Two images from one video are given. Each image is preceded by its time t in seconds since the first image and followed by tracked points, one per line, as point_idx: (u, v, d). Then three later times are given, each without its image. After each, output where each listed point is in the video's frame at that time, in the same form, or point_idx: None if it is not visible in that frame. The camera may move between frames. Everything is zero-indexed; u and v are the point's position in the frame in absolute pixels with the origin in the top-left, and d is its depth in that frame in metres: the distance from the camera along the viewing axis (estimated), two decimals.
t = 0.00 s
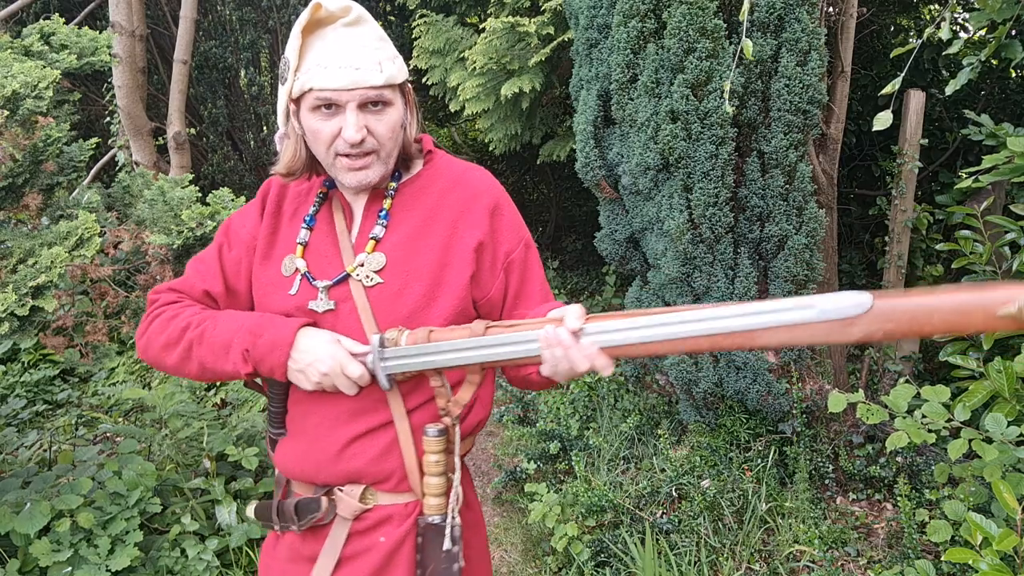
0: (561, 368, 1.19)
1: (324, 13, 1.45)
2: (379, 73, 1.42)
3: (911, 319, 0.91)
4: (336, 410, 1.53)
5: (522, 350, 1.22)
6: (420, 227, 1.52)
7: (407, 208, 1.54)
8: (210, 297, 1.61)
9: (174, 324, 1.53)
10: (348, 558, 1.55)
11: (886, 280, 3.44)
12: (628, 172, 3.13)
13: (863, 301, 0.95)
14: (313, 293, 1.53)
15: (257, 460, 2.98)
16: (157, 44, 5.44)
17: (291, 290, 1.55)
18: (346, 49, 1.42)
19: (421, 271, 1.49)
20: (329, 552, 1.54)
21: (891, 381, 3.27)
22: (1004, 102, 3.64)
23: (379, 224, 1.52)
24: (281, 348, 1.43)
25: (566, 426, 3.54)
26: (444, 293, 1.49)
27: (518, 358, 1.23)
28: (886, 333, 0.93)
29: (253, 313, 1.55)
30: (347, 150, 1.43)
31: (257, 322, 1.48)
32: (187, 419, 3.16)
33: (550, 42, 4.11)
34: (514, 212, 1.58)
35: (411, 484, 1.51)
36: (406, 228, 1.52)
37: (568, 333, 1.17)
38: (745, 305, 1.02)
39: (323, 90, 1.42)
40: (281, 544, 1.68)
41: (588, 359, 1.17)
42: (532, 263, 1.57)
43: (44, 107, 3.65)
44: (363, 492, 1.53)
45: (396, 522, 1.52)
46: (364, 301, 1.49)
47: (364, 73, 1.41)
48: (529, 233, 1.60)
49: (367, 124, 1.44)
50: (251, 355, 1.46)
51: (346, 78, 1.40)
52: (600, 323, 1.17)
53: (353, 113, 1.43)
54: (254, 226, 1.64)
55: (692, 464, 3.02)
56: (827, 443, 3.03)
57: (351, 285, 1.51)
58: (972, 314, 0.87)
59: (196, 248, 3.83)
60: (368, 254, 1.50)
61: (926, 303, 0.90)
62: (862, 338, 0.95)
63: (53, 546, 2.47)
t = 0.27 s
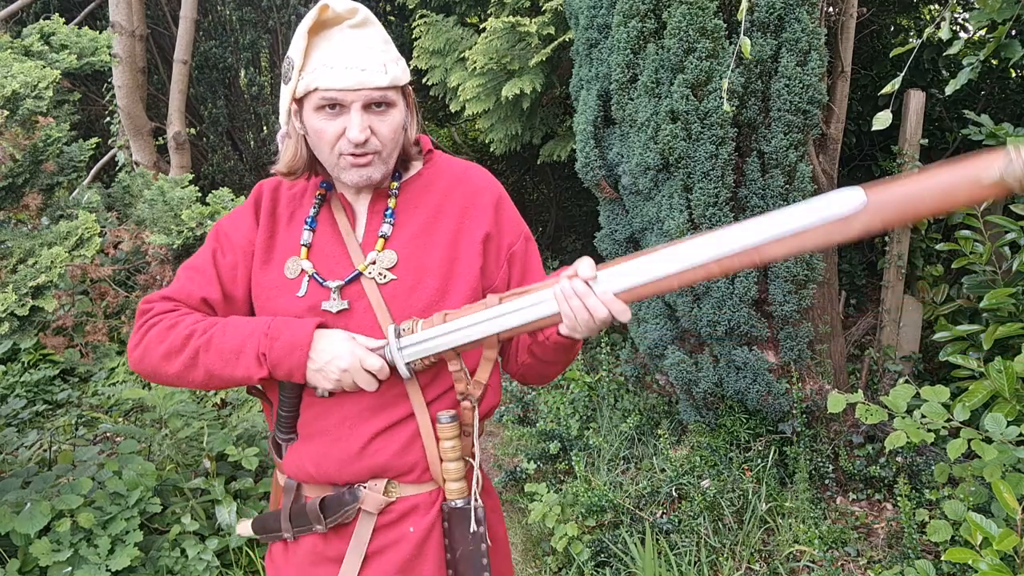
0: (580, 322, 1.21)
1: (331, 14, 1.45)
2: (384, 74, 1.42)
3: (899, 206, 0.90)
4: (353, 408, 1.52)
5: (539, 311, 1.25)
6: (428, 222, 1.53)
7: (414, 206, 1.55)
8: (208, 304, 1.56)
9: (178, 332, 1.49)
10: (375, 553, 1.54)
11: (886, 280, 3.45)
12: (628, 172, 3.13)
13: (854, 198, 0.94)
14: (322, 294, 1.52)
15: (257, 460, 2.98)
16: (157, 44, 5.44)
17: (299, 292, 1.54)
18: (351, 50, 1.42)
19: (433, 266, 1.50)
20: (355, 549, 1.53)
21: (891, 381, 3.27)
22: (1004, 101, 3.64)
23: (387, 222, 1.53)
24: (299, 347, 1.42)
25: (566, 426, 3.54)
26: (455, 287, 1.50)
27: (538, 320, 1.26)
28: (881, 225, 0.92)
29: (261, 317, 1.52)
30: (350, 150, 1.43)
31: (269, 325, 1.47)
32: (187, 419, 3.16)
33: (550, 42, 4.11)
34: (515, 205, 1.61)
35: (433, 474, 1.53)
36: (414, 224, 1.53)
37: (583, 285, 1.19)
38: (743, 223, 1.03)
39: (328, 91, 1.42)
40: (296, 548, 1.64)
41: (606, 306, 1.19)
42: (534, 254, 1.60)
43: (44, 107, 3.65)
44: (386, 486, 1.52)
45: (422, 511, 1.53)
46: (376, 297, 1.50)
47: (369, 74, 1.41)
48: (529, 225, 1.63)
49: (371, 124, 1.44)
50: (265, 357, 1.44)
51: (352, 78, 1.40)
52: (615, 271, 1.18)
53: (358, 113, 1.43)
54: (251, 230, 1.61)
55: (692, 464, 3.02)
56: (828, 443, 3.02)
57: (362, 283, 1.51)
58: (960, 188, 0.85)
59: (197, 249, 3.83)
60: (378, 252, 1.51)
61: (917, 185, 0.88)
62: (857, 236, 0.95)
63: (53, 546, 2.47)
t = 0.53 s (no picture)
0: (531, 325, 1.12)
1: (321, 20, 1.47)
2: (374, 74, 1.42)
3: (859, 196, 0.89)
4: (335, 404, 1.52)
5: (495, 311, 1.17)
6: (419, 221, 1.51)
7: (408, 205, 1.54)
8: (228, 301, 1.64)
9: (189, 324, 1.56)
10: (348, 551, 1.54)
11: (886, 280, 3.45)
12: (628, 172, 3.13)
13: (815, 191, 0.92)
14: (319, 291, 1.54)
15: (257, 460, 2.98)
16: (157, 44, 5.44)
17: (300, 288, 1.56)
18: (342, 52, 1.43)
19: (420, 264, 1.47)
20: (329, 546, 1.55)
21: (891, 381, 3.27)
22: (1004, 101, 3.64)
23: (381, 221, 1.52)
24: (281, 339, 1.43)
25: (566, 426, 3.53)
26: (441, 286, 1.46)
27: (494, 321, 1.18)
28: (841, 219, 0.91)
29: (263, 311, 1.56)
30: (346, 150, 1.43)
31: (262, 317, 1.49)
32: (187, 419, 3.16)
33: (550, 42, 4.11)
34: (516, 204, 1.52)
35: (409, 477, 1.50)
36: (406, 223, 1.52)
37: (534, 285, 1.12)
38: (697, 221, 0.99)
39: (322, 93, 1.43)
40: (287, 536, 1.69)
41: (555, 309, 1.09)
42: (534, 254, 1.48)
43: (44, 107, 3.65)
44: (363, 485, 1.52)
45: (395, 514, 1.51)
46: (366, 295, 1.49)
47: (360, 74, 1.41)
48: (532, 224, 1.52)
49: (365, 123, 1.44)
50: (255, 348, 1.46)
51: (342, 80, 1.41)
52: (567, 269, 1.10)
53: (351, 112, 1.43)
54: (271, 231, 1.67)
55: (692, 464, 3.02)
56: (828, 443, 3.02)
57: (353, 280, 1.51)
58: (928, 175, 0.85)
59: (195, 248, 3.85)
60: (369, 249, 1.51)
61: (878, 174, 0.88)
62: (821, 229, 0.92)
63: (53, 546, 2.47)
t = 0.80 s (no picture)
0: (456, 342, 1.04)
1: (317, 21, 1.49)
2: (370, 70, 1.41)
3: (729, 213, 0.78)
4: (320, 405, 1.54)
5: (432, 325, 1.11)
6: (409, 222, 1.48)
7: (402, 205, 1.52)
8: (257, 296, 1.71)
9: (216, 317, 1.66)
10: (326, 543, 1.58)
11: (886, 280, 3.45)
12: (628, 172, 3.13)
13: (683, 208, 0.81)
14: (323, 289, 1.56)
15: (257, 460, 2.98)
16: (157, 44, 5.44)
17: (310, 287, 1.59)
18: (339, 51, 1.43)
19: (405, 266, 1.45)
20: (310, 536, 1.59)
21: (891, 381, 3.27)
22: (1004, 102, 3.64)
23: (377, 220, 1.52)
24: (271, 333, 1.47)
25: (566, 426, 3.53)
26: (424, 288, 1.42)
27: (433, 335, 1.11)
28: (712, 242, 0.80)
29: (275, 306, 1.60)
30: (347, 148, 1.43)
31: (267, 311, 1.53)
32: (187, 419, 3.16)
33: (550, 42, 4.11)
34: (510, 205, 1.44)
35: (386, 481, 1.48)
36: (398, 223, 1.50)
37: (456, 301, 1.03)
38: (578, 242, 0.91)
39: (320, 93, 1.44)
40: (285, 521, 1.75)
41: (473, 327, 1.02)
42: (526, 259, 1.39)
43: (44, 107, 3.65)
44: (346, 482, 1.53)
45: (371, 515, 1.50)
46: (356, 297, 1.49)
47: (354, 71, 1.40)
48: (527, 226, 1.42)
49: (364, 120, 1.43)
50: (253, 340, 1.51)
51: (339, 78, 1.41)
52: (483, 285, 1.03)
53: (349, 110, 1.42)
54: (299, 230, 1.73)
55: (692, 464, 3.02)
56: (827, 443, 3.02)
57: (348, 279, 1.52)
58: (796, 190, 0.74)
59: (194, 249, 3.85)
60: (362, 249, 1.51)
61: (745, 186, 0.77)
62: (694, 253, 0.81)
63: (53, 546, 2.47)
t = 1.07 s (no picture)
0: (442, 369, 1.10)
1: (302, 25, 1.49)
2: (359, 73, 1.41)
3: (679, 281, 0.80)
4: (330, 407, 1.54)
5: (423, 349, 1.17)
6: (408, 225, 1.48)
7: (402, 208, 1.52)
8: (261, 298, 1.72)
9: (220, 320, 1.68)
10: (339, 544, 1.57)
11: (886, 280, 3.45)
12: (628, 172, 3.13)
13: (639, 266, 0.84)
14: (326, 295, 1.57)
15: (257, 460, 2.98)
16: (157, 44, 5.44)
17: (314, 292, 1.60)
18: (329, 54, 1.43)
19: (407, 271, 1.45)
20: (323, 535, 1.58)
21: (891, 381, 3.27)
22: (1004, 102, 3.64)
23: (378, 225, 1.52)
24: (263, 337, 1.50)
25: (566, 426, 3.53)
26: (426, 293, 1.43)
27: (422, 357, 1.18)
28: (664, 306, 0.82)
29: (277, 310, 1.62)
30: (341, 154, 1.43)
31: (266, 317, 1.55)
32: (187, 419, 3.16)
33: (550, 42, 4.11)
34: (507, 205, 1.42)
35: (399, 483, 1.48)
36: (398, 227, 1.50)
37: (440, 330, 1.09)
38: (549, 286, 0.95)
39: (311, 99, 1.44)
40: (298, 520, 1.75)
41: (455, 358, 1.08)
42: (524, 260, 1.38)
43: (44, 107, 3.65)
44: (359, 484, 1.53)
45: (383, 517, 1.50)
46: (359, 303, 1.49)
47: (343, 75, 1.40)
48: (525, 226, 1.41)
49: (357, 124, 1.43)
50: (249, 345, 1.55)
51: (328, 83, 1.41)
52: (466, 315, 1.08)
53: (341, 115, 1.42)
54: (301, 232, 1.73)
55: (692, 464, 3.02)
56: (828, 443, 3.02)
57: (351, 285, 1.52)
58: (743, 265, 0.75)
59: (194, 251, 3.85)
60: (362, 254, 1.51)
61: (698, 254, 0.78)
62: (648, 315, 0.84)
63: (53, 546, 2.47)
